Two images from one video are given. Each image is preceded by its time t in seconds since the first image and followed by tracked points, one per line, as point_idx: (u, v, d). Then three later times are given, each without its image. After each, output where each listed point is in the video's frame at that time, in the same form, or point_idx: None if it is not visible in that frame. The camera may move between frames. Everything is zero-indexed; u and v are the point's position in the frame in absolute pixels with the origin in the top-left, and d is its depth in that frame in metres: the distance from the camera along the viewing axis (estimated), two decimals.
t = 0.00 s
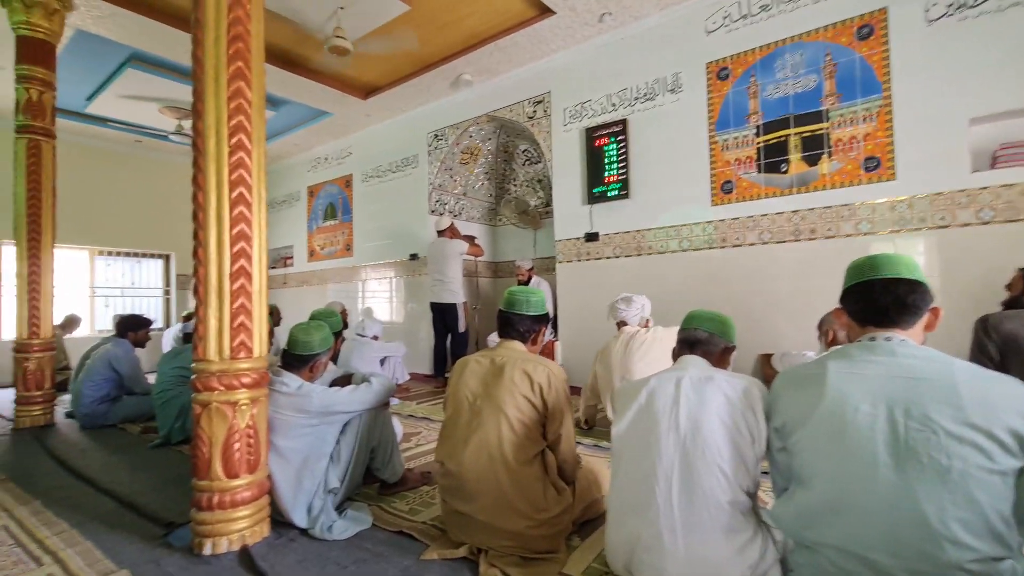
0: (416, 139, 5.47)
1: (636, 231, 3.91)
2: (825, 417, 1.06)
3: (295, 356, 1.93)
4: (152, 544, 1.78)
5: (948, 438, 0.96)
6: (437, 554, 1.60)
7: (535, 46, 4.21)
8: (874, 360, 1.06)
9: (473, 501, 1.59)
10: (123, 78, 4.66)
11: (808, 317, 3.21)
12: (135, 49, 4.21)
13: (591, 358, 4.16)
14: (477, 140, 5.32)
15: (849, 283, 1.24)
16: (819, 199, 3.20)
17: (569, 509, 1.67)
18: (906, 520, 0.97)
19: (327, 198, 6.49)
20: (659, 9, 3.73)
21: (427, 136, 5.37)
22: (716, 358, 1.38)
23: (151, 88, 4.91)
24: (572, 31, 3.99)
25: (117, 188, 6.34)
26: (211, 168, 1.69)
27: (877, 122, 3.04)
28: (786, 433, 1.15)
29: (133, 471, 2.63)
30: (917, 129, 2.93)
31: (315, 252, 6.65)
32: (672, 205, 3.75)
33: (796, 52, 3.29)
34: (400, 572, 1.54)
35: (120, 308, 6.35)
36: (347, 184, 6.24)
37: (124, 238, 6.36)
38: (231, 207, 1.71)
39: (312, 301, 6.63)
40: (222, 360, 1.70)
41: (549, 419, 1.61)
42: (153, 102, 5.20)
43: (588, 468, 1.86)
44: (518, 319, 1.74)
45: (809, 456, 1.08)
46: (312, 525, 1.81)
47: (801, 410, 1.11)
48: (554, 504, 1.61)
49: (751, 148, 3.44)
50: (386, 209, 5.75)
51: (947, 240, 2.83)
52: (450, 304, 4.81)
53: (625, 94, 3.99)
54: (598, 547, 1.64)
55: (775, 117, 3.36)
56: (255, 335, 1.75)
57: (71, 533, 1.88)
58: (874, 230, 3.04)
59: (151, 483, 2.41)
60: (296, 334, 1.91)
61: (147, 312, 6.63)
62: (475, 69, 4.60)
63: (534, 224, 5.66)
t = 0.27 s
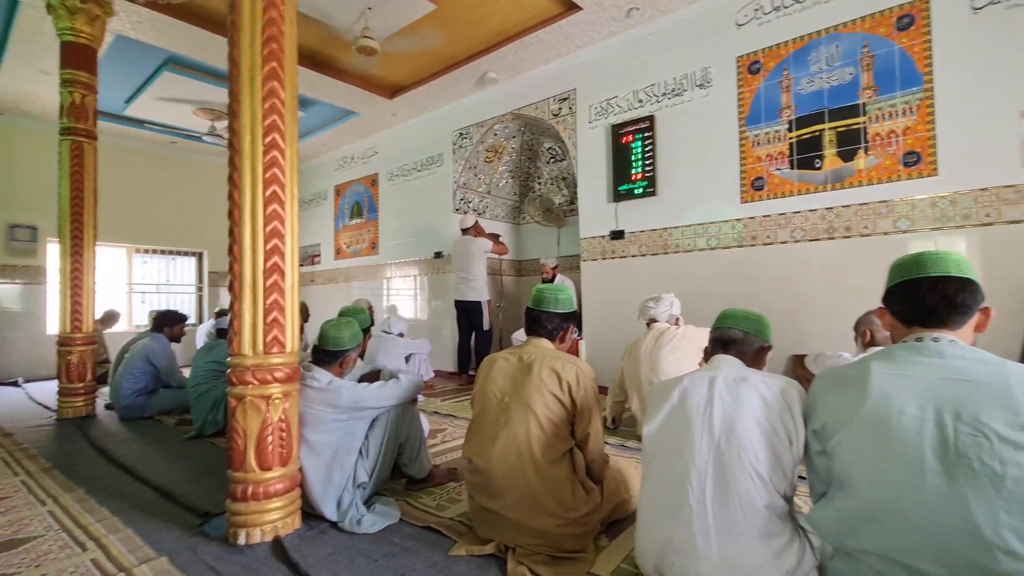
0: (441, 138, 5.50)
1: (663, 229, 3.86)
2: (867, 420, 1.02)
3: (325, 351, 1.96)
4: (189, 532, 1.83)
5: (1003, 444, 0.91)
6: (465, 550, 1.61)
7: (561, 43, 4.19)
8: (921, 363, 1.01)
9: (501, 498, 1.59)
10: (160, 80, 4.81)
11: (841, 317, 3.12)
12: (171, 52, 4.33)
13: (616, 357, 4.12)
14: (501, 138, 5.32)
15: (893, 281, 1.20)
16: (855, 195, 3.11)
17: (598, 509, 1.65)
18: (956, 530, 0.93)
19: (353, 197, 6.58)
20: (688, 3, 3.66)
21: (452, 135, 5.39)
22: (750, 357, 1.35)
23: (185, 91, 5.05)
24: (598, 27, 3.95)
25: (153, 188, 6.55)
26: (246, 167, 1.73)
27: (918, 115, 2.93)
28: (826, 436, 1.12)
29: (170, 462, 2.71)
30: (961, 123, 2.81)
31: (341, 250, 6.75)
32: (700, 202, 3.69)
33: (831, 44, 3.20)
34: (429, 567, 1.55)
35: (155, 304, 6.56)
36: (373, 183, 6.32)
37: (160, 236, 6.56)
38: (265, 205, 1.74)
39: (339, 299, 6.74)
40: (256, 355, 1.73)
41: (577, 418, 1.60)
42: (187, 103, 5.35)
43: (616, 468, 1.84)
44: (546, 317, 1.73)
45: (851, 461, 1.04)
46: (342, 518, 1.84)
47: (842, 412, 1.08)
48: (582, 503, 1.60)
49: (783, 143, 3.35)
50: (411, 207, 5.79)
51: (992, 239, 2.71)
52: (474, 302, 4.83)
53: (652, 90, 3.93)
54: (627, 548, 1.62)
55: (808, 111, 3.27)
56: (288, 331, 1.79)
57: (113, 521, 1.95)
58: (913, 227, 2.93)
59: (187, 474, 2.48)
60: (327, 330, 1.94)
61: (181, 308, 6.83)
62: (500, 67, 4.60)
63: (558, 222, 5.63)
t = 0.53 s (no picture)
0: (466, 136, 5.52)
1: (690, 227, 3.79)
2: (913, 425, 0.98)
3: (356, 348, 1.99)
4: (225, 523, 1.88)
5: None
6: (493, 547, 1.62)
7: (586, 39, 4.15)
8: (970, 365, 0.97)
9: (530, 496, 1.59)
10: (194, 83, 4.95)
11: (878, 317, 3.02)
12: (205, 55, 4.45)
13: (641, 357, 4.07)
14: (525, 136, 5.31)
15: (940, 280, 1.15)
16: (893, 191, 3.00)
17: (627, 510, 1.64)
18: (1009, 540, 0.89)
19: (379, 196, 6.66)
20: None
21: (477, 133, 5.40)
22: (786, 358, 1.32)
23: (218, 93, 5.18)
24: (625, 22, 3.90)
25: (187, 188, 6.74)
26: (280, 166, 1.76)
27: (961, 107, 2.81)
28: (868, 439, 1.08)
29: (205, 454, 2.79)
30: (1008, 114, 2.68)
31: (367, 248, 6.84)
32: (729, 199, 3.61)
33: (868, 35, 3.09)
34: (458, 563, 1.56)
35: (189, 301, 6.76)
36: (398, 182, 6.38)
37: (194, 235, 6.77)
38: (298, 204, 1.77)
39: (364, 296, 6.84)
40: (289, 351, 1.77)
41: (606, 417, 1.59)
42: (219, 105, 5.49)
43: (645, 468, 1.82)
44: (574, 316, 1.72)
45: (895, 466, 1.00)
46: (371, 512, 1.87)
47: (884, 416, 1.04)
48: (611, 503, 1.59)
49: (817, 138, 3.26)
50: (436, 206, 5.83)
51: None
52: (498, 300, 4.84)
53: (680, 85, 3.87)
54: (656, 550, 1.60)
55: (844, 105, 3.17)
56: (320, 328, 1.82)
57: (153, 510, 2.02)
58: (956, 224, 2.81)
59: (222, 466, 2.55)
60: (357, 327, 1.97)
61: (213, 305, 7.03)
62: (525, 64, 4.58)
63: (583, 220, 5.60)
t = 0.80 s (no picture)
0: (492, 134, 5.53)
1: (722, 224, 3.72)
2: (964, 429, 0.94)
3: (387, 345, 2.02)
4: (262, 514, 1.94)
5: None
6: (524, 544, 1.62)
7: (615, 34, 4.10)
8: None
9: (561, 495, 1.58)
10: (230, 86, 5.09)
11: (921, 316, 2.91)
12: (240, 59, 4.57)
13: (670, 356, 4.02)
14: (552, 134, 5.29)
15: (995, 278, 1.10)
16: (938, 186, 2.88)
17: (659, 511, 1.62)
18: None
19: (406, 195, 6.74)
20: None
21: (503, 131, 5.40)
22: (826, 358, 1.28)
23: (252, 95, 5.32)
24: (654, 16, 3.84)
25: (223, 188, 6.95)
26: (315, 167, 1.80)
27: (1013, 97, 2.67)
28: (916, 444, 1.04)
29: (242, 446, 2.88)
30: None
31: (394, 246, 6.93)
32: (762, 195, 3.53)
33: (912, 23, 2.97)
34: (489, 559, 1.57)
35: (224, 298, 6.98)
36: (426, 181, 6.44)
37: (229, 234, 6.97)
38: (332, 204, 1.81)
39: (392, 294, 6.93)
40: (324, 347, 1.81)
41: (638, 417, 1.57)
42: (253, 108, 5.64)
43: (677, 469, 1.80)
44: (605, 314, 1.71)
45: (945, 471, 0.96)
46: (403, 507, 1.89)
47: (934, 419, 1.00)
48: (643, 504, 1.57)
49: (856, 131, 3.15)
50: (463, 204, 5.86)
51: None
52: (525, 297, 4.84)
53: (711, 79, 3.79)
54: (689, 553, 1.58)
55: (885, 96, 3.06)
56: (353, 325, 1.85)
57: (195, 500, 2.09)
58: (1007, 220, 2.67)
59: (258, 458, 2.62)
60: (388, 324, 2.00)
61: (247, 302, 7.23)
62: (552, 61, 4.56)
63: (610, 217, 5.55)
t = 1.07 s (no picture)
0: (516, 131, 5.52)
1: (751, 220, 3.64)
2: (1015, 431, 0.90)
3: (415, 340, 2.04)
4: (294, 505, 1.99)
5: None
6: (551, 541, 1.62)
7: (641, 27, 4.04)
8: None
9: (589, 492, 1.58)
10: (260, 87, 5.21)
11: (962, 315, 2.80)
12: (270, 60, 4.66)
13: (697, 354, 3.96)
14: (577, 130, 5.25)
15: None
16: (982, 179, 2.76)
17: (689, 510, 1.60)
18: None
19: (430, 192, 6.78)
20: None
21: (527, 127, 5.39)
22: (866, 357, 1.25)
23: (281, 95, 5.43)
24: (682, 9, 3.78)
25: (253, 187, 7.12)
26: (345, 165, 1.82)
27: None
28: (963, 446, 1.00)
29: (273, 439, 2.95)
30: None
31: (419, 243, 6.99)
32: (794, 190, 3.44)
33: (955, 10, 2.85)
34: (516, 554, 1.57)
35: (254, 294, 7.15)
36: (450, 178, 6.47)
37: (258, 231, 7.14)
38: (362, 201, 1.83)
39: (416, 290, 7.00)
40: (354, 342, 1.83)
41: (668, 416, 1.55)
42: (282, 107, 5.75)
43: (707, 468, 1.77)
44: (634, 311, 1.69)
45: (994, 476, 0.92)
46: (430, 501, 1.91)
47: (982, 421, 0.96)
48: (673, 503, 1.55)
49: (894, 124, 3.04)
50: (487, 201, 5.87)
51: None
52: (549, 295, 4.82)
53: (740, 72, 3.71)
54: (720, 554, 1.55)
55: (925, 87, 2.94)
56: (382, 321, 1.87)
57: (229, 489, 2.15)
58: None
59: (289, 451, 2.69)
60: (416, 320, 2.02)
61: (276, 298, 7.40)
62: (577, 56, 4.52)
63: (635, 214, 5.49)
